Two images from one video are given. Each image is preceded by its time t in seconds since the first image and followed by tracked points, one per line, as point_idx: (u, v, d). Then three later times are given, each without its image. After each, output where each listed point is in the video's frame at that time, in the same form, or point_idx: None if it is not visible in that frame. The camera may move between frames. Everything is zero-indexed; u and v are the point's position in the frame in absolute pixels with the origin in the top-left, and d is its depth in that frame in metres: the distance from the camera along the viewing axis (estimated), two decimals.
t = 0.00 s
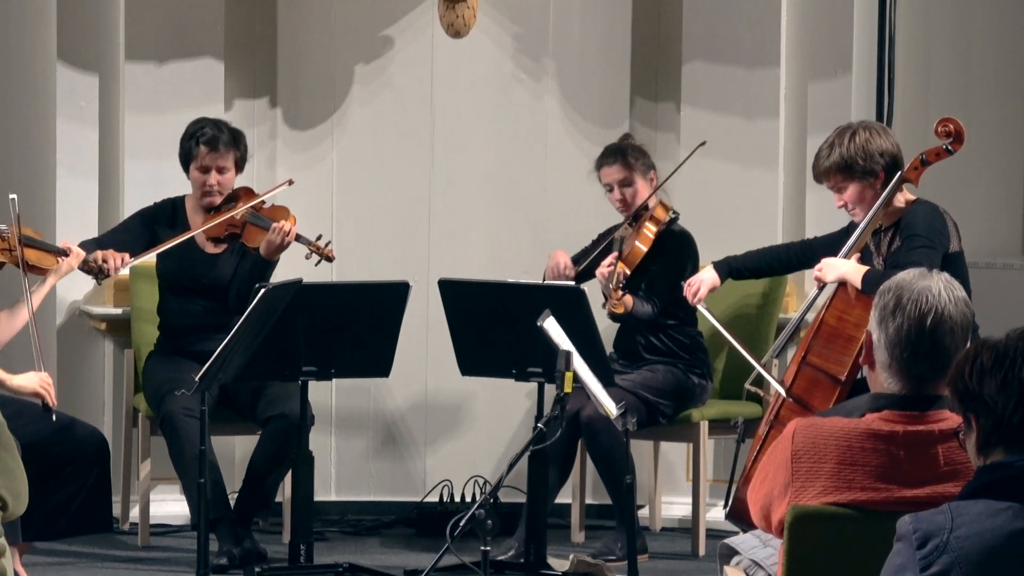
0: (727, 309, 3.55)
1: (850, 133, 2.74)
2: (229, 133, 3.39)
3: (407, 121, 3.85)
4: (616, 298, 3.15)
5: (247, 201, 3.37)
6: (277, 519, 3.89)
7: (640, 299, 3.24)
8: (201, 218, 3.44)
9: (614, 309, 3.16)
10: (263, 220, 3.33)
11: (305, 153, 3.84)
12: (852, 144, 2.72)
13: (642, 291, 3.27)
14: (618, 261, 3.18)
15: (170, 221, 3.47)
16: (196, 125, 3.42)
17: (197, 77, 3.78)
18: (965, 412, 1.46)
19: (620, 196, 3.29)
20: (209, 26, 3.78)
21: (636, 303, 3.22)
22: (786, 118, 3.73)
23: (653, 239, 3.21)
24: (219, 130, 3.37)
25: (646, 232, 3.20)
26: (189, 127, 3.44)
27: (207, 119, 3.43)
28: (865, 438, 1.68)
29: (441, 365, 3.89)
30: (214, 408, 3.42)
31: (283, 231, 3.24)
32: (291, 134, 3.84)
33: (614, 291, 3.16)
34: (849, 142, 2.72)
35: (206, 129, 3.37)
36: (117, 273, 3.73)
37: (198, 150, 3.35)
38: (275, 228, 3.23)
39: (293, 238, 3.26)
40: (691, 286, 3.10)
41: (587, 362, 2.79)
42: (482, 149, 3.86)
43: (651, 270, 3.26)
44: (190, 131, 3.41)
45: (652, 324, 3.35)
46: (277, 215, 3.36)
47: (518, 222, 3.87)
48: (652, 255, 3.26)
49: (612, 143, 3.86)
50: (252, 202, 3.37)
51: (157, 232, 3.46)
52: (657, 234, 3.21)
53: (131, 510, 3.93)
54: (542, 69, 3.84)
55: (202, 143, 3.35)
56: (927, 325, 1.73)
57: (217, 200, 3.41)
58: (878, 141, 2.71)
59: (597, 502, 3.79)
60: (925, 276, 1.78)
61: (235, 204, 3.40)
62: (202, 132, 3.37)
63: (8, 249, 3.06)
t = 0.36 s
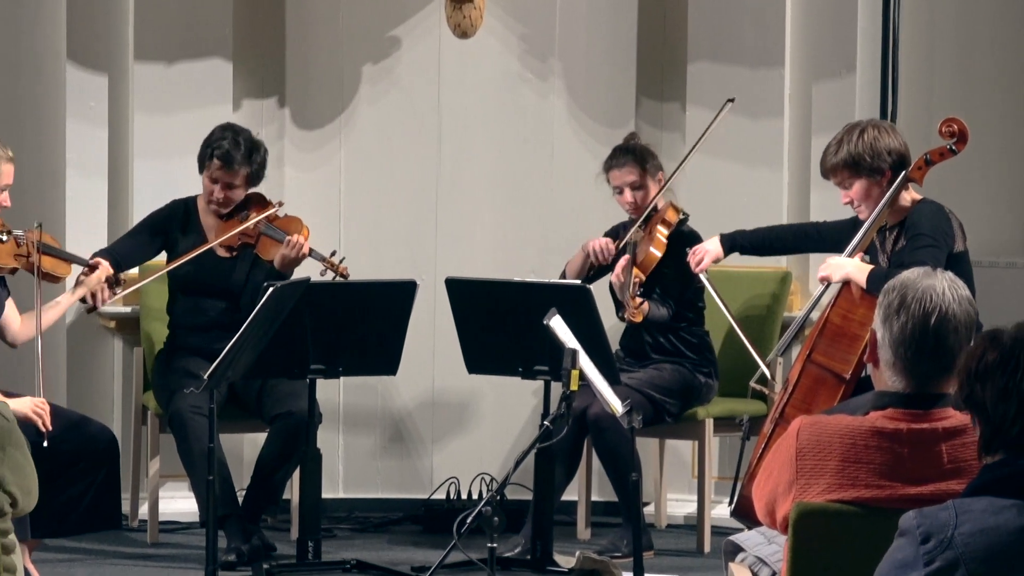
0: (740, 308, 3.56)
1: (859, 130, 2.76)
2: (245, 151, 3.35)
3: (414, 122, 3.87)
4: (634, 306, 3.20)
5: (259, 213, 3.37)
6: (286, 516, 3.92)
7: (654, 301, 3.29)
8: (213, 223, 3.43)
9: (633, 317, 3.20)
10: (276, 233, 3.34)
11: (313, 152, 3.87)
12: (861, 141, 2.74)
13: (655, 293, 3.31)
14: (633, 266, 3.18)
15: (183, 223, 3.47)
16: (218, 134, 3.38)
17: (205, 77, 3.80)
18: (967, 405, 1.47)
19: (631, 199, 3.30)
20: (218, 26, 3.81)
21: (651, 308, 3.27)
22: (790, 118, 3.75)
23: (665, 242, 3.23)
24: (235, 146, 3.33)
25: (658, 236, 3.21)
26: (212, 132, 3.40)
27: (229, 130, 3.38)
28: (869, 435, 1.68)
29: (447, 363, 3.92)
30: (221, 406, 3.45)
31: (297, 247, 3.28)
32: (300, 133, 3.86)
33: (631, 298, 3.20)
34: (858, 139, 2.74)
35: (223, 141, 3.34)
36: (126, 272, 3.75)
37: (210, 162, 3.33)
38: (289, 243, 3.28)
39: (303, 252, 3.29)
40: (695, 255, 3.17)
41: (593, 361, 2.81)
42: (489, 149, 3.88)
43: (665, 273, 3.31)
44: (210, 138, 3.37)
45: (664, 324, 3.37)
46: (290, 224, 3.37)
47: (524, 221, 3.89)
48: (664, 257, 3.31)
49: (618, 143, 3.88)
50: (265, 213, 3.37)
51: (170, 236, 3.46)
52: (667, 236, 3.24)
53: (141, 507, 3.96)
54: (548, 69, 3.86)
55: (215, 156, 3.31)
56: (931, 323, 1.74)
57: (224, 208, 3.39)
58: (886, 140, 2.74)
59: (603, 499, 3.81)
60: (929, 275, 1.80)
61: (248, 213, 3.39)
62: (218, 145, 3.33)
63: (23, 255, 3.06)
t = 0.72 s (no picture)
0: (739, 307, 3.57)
1: (872, 123, 2.77)
2: (261, 151, 3.36)
3: (421, 122, 3.89)
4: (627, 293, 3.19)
5: (275, 210, 3.41)
6: (294, 513, 3.95)
7: (652, 295, 3.28)
8: (225, 220, 3.44)
9: (625, 303, 3.20)
10: (292, 229, 3.39)
11: (320, 152, 3.89)
12: (873, 134, 2.75)
13: (655, 287, 3.32)
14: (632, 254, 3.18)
15: (195, 217, 3.48)
16: (233, 133, 3.39)
17: (213, 77, 3.83)
18: (965, 407, 1.44)
19: (639, 190, 3.32)
20: (226, 27, 3.83)
21: (649, 301, 3.26)
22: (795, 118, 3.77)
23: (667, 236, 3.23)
24: (251, 147, 3.34)
25: (662, 229, 3.21)
26: (227, 131, 3.41)
27: (244, 129, 3.39)
28: (873, 433, 1.68)
29: (454, 361, 3.94)
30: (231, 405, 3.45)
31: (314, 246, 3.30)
32: (307, 133, 3.89)
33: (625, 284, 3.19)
34: (870, 132, 2.75)
35: (239, 141, 3.35)
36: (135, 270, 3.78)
37: (226, 160, 3.34)
38: (306, 240, 3.30)
39: (321, 249, 3.31)
40: (693, 266, 3.18)
41: (599, 360, 2.82)
42: (495, 148, 3.90)
43: (665, 268, 3.31)
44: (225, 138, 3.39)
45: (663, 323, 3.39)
46: (305, 221, 3.42)
47: (530, 220, 3.91)
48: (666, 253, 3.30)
49: (623, 143, 3.90)
50: (280, 210, 3.41)
51: (182, 233, 3.47)
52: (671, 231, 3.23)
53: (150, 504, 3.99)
54: (554, 69, 3.88)
55: (231, 155, 3.33)
56: (934, 323, 1.76)
57: (241, 206, 3.42)
58: (897, 135, 2.75)
59: (608, 496, 3.83)
60: (933, 273, 1.81)
61: (262, 211, 3.43)
62: (235, 143, 3.34)
63: (38, 245, 3.07)
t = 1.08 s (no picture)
0: (738, 306, 3.62)
1: (879, 122, 2.79)
2: (283, 153, 3.38)
3: (427, 122, 3.92)
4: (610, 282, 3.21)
5: (293, 214, 3.44)
6: (302, 510, 3.98)
7: (644, 290, 3.30)
8: (241, 220, 3.46)
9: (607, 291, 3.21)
10: (310, 234, 3.43)
11: (328, 151, 3.91)
12: (879, 133, 2.77)
13: (649, 284, 3.33)
14: (618, 246, 3.24)
15: (212, 214, 3.50)
16: (253, 134, 3.40)
17: (221, 78, 3.85)
18: (969, 408, 1.45)
19: (640, 185, 3.30)
20: (234, 28, 3.86)
21: (641, 296, 3.28)
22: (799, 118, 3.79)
23: (659, 232, 3.28)
24: (273, 150, 3.36)
25: (653, 224, 3.27)
26: (247, 132, 3.43)
27: (266, 131, 3.41)
28: (876, 431, 1.70)
29: (461, 360, 3.96)
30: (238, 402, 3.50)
31: (334, 255, 3.37)
32: (315, 133, 3.91)
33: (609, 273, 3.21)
34: (877, 130, 2.77)
35: (261, 143, 3.36)
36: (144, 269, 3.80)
37: (248, 161, 3.36)
38: (327, 248, 3.36)
39: (342, 257, 3.38)
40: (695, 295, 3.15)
41: (605, 358, 2.84)
42: (501, 148, 3.92)
43: (660, 264, 3.32)
44: (247, 138, 3.40)
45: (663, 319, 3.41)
46: (323, 226, 3.47)
47: (536, 219, 3.93)
48: (663, 251, 3.32)
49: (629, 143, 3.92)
50: (299, 213, 3.44)
51: (199, 232, 3.48)
52: (665, 228, 3.29)
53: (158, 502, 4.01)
54: (560, 69, 3.90)
55: (254, 157, 3.34)
56: (938, 321, 1.76)
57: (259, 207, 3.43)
58: (903, 134, 2.76)
59: (614, 494, 3.85)
60: (936, 273, 1.82)
61: (279, 214, 3.45)
62: (258, 145, 3.35)
63: (48, 245, 3.08)
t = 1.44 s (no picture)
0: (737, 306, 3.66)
1: (878, 124, 2.81)
2: (308, 156, 3.39)
3: (434, 122, 3.94)
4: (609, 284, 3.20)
5: (315, 218, 3.47)
6: (309, 507, 4.00)
7: (645, 293, 3.30)
8: (260, 220, 3.50)
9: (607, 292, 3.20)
10: (335, 239, 3.45)
11: (335, 151, 3.94)
12: (879, 135, 2.79)
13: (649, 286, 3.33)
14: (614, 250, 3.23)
15: (232, 213, 3.53)
16: (278, 135, 3.42)
17: (230, 79, 3.87)
18: (972, 406, 1.47)
19: (638, 186, 3.32)
20: (242, 29, 3.88)
21: (642, 298, 3.28)
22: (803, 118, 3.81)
23: (656, 234, 3.28)
24: (298, 153, 3.37)
25: (650, 226, 3.28)
26: (270, 133, 3.44)
27: (290, 133, 3.42)
28: (880, 429, 1.72)
29: (467, 358, 3.99)
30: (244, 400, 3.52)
31: (360, 260, 3.41)
32: (322, 133, 3.93)
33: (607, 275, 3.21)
34: (876, 133, 2.79)
35: (287, 145, 3.37)
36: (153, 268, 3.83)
37: (273, 163, 3.37)
38: (352, 254, 3.41)
39: (368, 264, 3.43)
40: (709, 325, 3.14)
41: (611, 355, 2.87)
42: (507, 148, 3.94)
43: (661, 265, 3.33)
44: (271, 140, 3.41)
45: (666, 317, 3.43)
46: (347, 233, 3.50)
47: (542, 218, 3.95)
48: (664, 251, 3.34)
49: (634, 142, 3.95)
50: (321, 218, 3.47)
51: (220, 231, 3.52)
52: (663, 229, 3.30)
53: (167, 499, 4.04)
54: (566, 69, 3.92)
55: (278, 160, 3.36)
56: (940, 320, 1.79)
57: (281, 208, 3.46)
58: (903, 135, 2.78)
59: (619, 491, 3.87)
60: (939, 272, 1.84)
61: (302, 217, 3.48)
62: (283, 147, 3.37)
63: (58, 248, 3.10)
